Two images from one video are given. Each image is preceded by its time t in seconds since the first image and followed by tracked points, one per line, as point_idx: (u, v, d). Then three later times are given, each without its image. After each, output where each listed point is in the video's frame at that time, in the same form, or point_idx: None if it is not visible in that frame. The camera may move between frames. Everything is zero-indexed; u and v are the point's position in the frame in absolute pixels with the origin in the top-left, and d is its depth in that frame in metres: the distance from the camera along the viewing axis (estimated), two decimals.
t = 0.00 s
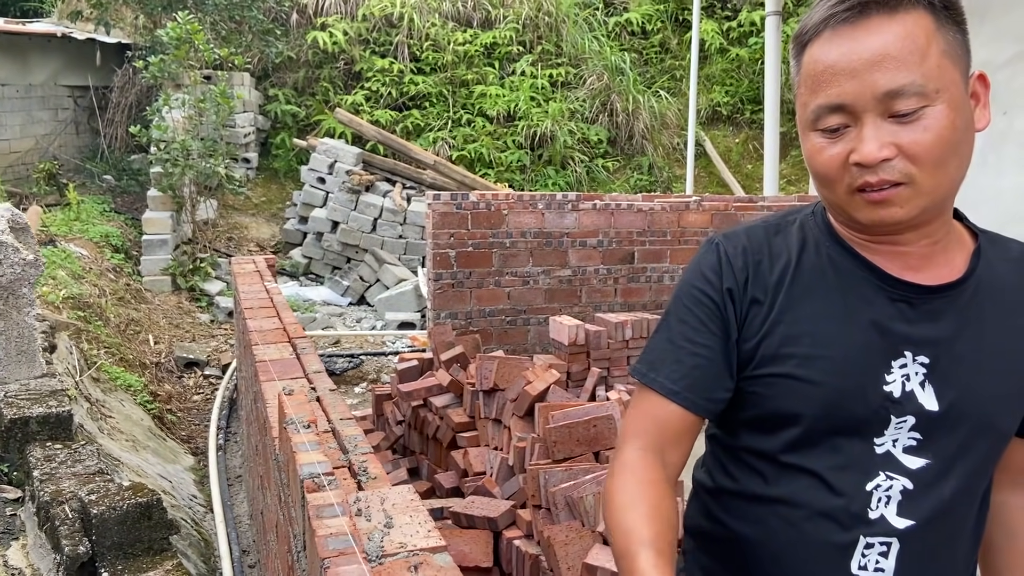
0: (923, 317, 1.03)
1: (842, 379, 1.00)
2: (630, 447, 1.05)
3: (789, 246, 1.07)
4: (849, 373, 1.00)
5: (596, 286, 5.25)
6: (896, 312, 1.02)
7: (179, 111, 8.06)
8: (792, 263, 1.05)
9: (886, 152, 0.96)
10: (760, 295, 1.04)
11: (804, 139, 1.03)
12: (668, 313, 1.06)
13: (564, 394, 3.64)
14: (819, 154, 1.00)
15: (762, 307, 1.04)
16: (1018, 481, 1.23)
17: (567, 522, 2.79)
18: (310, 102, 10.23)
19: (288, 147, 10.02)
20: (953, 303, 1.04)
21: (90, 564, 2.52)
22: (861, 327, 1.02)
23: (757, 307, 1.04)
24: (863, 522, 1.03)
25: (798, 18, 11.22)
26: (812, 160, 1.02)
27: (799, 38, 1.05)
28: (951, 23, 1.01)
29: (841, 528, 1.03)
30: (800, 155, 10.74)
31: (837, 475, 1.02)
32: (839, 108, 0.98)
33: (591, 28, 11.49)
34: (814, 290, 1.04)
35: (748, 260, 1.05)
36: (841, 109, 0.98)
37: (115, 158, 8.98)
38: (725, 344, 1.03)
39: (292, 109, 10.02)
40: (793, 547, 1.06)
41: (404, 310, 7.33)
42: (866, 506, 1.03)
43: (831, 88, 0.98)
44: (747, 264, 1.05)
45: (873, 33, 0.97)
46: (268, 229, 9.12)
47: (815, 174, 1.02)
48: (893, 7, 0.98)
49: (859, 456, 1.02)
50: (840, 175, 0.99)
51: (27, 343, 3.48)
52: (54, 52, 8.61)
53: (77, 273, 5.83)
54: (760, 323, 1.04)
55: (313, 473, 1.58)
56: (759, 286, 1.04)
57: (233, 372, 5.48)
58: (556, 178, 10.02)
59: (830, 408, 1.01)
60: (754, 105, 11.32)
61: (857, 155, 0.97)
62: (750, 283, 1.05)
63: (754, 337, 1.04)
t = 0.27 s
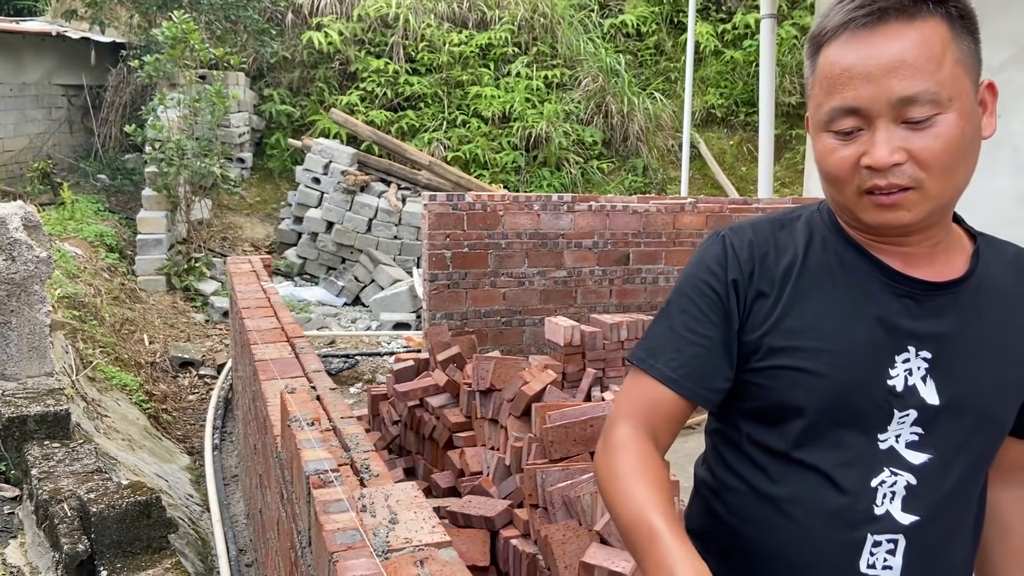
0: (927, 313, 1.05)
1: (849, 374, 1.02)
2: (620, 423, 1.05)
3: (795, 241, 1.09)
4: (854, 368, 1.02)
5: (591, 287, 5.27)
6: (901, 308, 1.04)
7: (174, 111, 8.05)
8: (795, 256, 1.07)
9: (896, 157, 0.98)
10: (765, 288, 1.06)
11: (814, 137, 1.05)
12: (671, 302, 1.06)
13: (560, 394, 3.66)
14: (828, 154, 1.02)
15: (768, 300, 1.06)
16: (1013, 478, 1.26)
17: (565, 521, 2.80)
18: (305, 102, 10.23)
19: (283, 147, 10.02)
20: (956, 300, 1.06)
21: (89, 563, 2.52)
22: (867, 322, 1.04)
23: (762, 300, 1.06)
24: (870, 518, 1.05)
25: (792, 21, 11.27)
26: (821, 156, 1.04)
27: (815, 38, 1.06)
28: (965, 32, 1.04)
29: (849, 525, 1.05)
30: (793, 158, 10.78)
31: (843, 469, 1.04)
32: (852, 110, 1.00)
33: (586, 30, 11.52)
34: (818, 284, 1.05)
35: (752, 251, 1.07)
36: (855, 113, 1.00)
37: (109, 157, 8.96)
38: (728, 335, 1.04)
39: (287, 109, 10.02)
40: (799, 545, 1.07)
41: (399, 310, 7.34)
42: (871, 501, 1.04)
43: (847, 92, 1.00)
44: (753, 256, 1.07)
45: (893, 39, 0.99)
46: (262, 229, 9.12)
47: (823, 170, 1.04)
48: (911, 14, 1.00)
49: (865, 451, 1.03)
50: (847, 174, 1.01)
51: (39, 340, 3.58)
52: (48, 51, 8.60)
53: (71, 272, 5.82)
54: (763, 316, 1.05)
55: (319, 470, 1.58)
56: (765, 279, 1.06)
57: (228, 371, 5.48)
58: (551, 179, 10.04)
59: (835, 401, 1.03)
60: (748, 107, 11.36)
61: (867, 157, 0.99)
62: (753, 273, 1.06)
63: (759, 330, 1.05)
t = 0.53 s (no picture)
0: (922, 319, 1.08)
1: (846, 373, 1.06)
2: (612, 397, 1.08)
3: (800, 242, 1.14)
4: (851, 368, 1.06)
5: (586, 289, 5.32)
6: (899, 313, 1.08)
7: (171, 113, 8.08)
8: (799, 256, 1.12)
9: (899, 170, 1.02)
10: (768, 285, 1.11)
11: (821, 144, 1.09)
12: (676, 291, 1.11)
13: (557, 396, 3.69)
14: (834, 162, 1.06)
15: (770, 296, 1.10)
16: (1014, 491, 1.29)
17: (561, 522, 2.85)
18: (301, 104, 10.26)
19: (279, 150, 10.04)
20: (953, 309, 1.10)
21: (89, 564, 2.54)
22: (865, 323, 1.08)
23: (764, 296, 1.11)
24: (853, 514, 1.09)
25: (786, 26, 11.34)
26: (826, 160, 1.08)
27: (826, 51, 1.10)
28: (970, 50, 1.07)
29: (831, 518, 1.09)
30: (787, 162, 10.85)
31: (831, 465, 1.08)
32: (857, 122, 1.03)
33: (581, 34, 11.58)
34: (819, 285, 1.10)
35: (755, 247, 1.12)
36: (861, 126, 1.03)
37: (105, 158, 8.97)
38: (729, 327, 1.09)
39: (283, 112, 10.05)
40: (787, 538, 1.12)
41: (395, 312, 7.37)
42: (856, 497, 1.09)
43: (853, 105, 1.03)
44: (758, 253, 1.12)
45: (900, 57, 1.02)
46: (258, 231, 9.14)
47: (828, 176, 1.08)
48: (918, 31, 1.04)
49: (855, 448, 1.08)
50: (851, 183, 1.05)
51: (51, 342, 3.71)
52: (45, 52, 8.62)
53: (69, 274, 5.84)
54: (765, 313, 1.10)
55: (324, 471, 1.61)
56: (769, 277, 1.11)
57: (225, 373, 5.50)
58: (545, 182, 10.08)
59: (830, 400, 1.07)
60: (742, 111, 11.43)
61: (872, 168, 1.03)
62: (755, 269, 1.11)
63: (761, 326, 1.10)
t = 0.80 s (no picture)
0: (911, 326, 1.08)
1: (830, 376, 1.07)
2: (595, 384, 1.13)
3: (796, 248, 1.16)
4: (835, 373, 1.07)
5: (582, 292, 5.33)
6: (889, 320, 1.09)
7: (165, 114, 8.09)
8: (791, 261, 1.14)
9: (880, 176, 1.02)
10: (757, 289, 1.14)
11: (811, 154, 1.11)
12: (669, 293, 1.15)
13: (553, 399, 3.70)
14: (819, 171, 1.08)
15: (758, 300, 1.13)
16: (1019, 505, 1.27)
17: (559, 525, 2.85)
18: (296, 106, 10.25)
19: (273, 151, 10.02)
20: (945, 317, 1.09)
21: (86, 566, 2.52)
22: (852, 327, 1.09)
23: (753, 299, 1.13)
24: (833, 515, 1.10)
25: (779, 29, 11.39)
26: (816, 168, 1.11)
27: (813, 63, 1.12)
28: (955, 57, 1.07)
29: (810, 517, 1.11)
30: (780, 165, 10.90)
31: (813, 466, 1.10)
32: (837, 132, 1.05)
33: (575, 36, 11.60)
34: (808, 290, 1.12)
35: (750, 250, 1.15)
36: (842, 136, 1.05)
37: (99, 159, 8.94)
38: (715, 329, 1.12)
39: (277, 113, 10.04)
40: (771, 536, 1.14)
41: (390, 314, 7.36)
42: (836, 498, 1.10)
43: (833, 116, 1.05)
44: (750, 257, 1.15)
45: (875, 67, 1.04)
46: (252, 233, 9.12)
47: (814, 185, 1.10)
48: (897, 41, 1.05)
49: (837, 451, 1.09)
50: (837, 194, 1.06)
51: (55, 347, 3.92)
52: (38, 53, 8.58)
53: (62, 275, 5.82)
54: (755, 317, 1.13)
55: (327, 475, 1.58)
56: (759, 282, 1.14)
57: (220, 375, 5.49)
58: (540, 184, 10.10)
59: (813, 403, 1.08)
60: (736, 114, 11.46)
61: (855, 177, 1.04)
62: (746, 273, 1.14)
63: (749, 329, 1.13)
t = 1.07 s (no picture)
0: (889, 325, 1.10)
1: (804, 376, 1.11)
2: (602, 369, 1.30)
3: (779, 252, 1.20)
4: (809, 372, 1.11)
5: (577, 294, 5.34)
6: (866, 321, 1.11)
7: (159, 115, 8.09)
8: (774, 263, 1.19)
9: (841, 178, 1.05)
10: (737, 293, 1.20)
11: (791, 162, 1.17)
12: (659, 301, 1.27)
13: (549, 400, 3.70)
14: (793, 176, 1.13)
15: (738, 304, 1.19)
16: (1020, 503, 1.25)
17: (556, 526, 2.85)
18: (290, 107, 10.24)
19: (267, 153, 10.01)
20: (925, 318, 1.09)
21: (84, 568, 2.51)
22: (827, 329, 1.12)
23: (734, 301, 1.20)
24: (818, 514, 1.12)
25: (772, 32, 11.45)
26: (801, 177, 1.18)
27: (788, 71, 1.15)
28: (924, 60, 1.08)
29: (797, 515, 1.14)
30: (774, 167, 10.94)
31: (794, 462, 1.13)
32: (803, 138, 1.08)
33: (569, 39, 11.62)
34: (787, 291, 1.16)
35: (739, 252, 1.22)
36: (810, 142, 1.08)
37: (92, 161, 8.90)
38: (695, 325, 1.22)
39: (271, 114, 10.03)
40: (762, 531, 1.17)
41: (386, 315, 7.35)
42: (820, 496, 1.12)
43: (798, 122, 1.09)
44: (730, 262, 1.21)
45: (837, 72, 1.06)
46: (246, 234, 9.10)
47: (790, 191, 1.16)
48: (863, 47, 1.07)
49: (815, 449, 1.12)
50: (805, 200, 1.09)
51: (60, 349, 3.96)
52: (31, 54, 8.54)
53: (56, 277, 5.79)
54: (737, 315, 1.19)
55: (330, 477, 1.54)
56: (738, 284, 1.19)
57: (214, 377, 5.47)
58: (535, 186, 10.11)
59: (788, 400, 1.13)
60: (729, 116, 11.51)
61: (822, 181, 1.07)
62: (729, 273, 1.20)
63: (728, 331, 1.19)
